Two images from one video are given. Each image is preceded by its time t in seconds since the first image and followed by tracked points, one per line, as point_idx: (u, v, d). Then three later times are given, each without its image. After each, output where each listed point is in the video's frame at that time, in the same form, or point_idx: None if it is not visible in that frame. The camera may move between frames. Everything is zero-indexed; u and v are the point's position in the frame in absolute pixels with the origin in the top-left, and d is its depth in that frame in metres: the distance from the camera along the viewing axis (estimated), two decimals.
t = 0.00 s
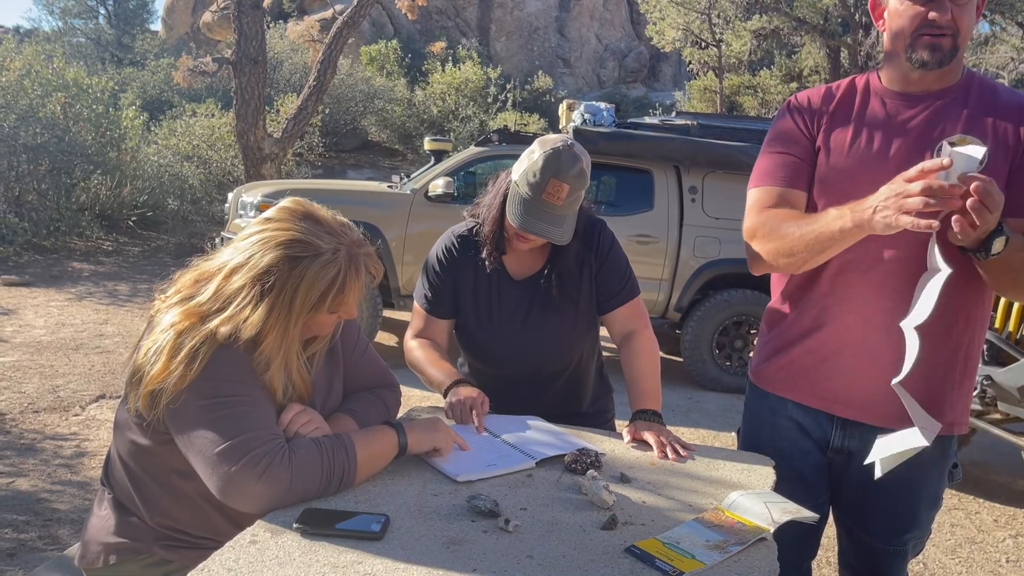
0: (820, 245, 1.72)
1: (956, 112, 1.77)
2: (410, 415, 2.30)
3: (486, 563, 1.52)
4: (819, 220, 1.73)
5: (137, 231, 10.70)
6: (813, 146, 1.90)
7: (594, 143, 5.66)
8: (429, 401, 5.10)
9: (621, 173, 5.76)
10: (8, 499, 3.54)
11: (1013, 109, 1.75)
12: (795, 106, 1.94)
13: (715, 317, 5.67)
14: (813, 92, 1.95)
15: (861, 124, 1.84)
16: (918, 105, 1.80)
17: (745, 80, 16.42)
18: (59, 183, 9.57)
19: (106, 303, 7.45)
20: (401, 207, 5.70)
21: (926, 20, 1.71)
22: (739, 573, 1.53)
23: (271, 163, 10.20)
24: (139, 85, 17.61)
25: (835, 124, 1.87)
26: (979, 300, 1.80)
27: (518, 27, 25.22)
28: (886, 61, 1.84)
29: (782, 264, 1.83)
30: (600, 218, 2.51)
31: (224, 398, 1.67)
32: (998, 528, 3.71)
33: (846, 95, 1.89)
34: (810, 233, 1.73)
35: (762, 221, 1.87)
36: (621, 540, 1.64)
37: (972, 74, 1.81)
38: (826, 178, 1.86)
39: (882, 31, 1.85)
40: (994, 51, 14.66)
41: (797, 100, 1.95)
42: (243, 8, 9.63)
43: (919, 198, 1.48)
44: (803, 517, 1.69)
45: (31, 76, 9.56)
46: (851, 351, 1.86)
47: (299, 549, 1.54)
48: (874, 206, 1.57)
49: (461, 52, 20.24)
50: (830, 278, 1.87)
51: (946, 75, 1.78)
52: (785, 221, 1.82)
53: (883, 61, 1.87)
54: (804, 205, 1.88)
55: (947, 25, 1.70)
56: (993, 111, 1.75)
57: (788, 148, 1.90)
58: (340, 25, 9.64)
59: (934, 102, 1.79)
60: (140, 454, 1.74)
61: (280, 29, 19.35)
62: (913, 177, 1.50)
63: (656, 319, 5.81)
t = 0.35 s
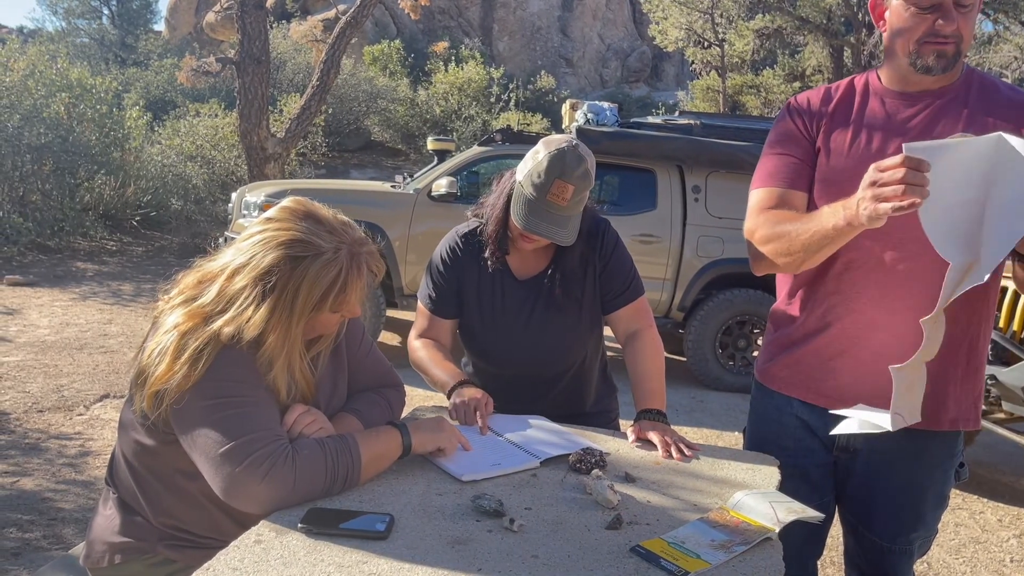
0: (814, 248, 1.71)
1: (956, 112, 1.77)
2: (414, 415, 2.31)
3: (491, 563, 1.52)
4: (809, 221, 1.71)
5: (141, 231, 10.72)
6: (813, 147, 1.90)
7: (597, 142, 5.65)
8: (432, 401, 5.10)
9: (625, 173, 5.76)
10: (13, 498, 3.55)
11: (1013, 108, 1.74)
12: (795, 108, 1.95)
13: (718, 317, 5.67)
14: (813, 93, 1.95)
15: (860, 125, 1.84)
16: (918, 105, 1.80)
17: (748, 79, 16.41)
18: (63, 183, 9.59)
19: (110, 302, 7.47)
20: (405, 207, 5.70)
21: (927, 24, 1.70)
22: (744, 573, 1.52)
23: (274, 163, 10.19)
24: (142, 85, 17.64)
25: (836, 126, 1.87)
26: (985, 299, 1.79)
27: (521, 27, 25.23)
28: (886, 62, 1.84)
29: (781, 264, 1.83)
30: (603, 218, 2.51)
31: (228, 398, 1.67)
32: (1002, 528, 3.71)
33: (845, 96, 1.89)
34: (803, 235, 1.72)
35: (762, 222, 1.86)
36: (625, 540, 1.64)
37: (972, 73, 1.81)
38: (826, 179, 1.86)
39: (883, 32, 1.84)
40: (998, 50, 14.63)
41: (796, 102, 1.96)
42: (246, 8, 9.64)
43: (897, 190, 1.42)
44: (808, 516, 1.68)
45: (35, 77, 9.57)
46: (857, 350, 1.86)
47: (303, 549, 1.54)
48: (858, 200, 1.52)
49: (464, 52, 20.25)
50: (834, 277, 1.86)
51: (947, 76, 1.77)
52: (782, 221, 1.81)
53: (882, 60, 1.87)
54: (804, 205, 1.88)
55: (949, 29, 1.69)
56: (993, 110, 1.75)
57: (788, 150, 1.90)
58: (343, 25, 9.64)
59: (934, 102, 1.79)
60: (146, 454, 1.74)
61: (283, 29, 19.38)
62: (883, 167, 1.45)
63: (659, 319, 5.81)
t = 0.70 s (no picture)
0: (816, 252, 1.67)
1: (958, 115, 1.77)
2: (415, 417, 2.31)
3: (490, 564, 1.52)
4: (810, 216, 1.67)
5: (141, 232, 10.71)
6: (819, 149, 1.89)
7: (597, 143, 5.65)
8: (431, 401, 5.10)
9: (625, 173, 5.76)
10: (12, 499, 3.54)
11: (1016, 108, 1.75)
12: (798, 111, 1.94)
13: (718, 318, 5.66)
14: (815, 96, 1.94)
15: (866, 129, 1.83)
16: (921, 107, 1.80)
17: (748, 80, 16.41)
18: (63, 184, 9.59)
19: (110, 303, 7.47)
20: (404, 208, 5.70)
21: (931, 29, 1.67)
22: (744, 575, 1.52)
23: (274, 164, 10.18)
24: (142, 86, 17.65)
25: (840, 129, 1.87)
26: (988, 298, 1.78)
27: (521, 28, 25.25)
28: (887, 64, 1.82)
29: (780, 262, 1.78)
30: (602, 218, 2.51)
31: (224, 403, 1.67)
32: (1002, 530, 3.70)
33: (848, 99, 1.88)
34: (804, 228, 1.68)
35: (763, 222, 1.84)
36: (623, 542, 1.63)
37: (972, 74, 1.80)
38: (832, 182, 1.85)
39: (883, 33, 1.82)
40: (997, 51, 14.62)
41: (799, 105, 1.95)
42: (246, 9, 9.63)
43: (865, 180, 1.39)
44: (808, 518, 1.68)
45: (35, 77, 9.57)
46: (863, 351, 1.86)
47: (302, 550, 1.54)
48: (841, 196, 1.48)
49: (464, 53, 20.27)
50: (839, 278, 1.85)
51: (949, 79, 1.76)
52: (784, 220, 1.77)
53: (883, 61, 1.86)
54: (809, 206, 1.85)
55: (952, 34, 1.67)
56: (996, 112, 1.75)
57: (793, 152, 1.89)
58: (343, 26, 9.64)
59: (938, 105, 1.79)
60: (144, 455, 1.74)
61: (283, 31, 19.38)
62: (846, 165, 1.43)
63: (659, 319, 5.81)
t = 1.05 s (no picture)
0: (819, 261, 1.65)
1: (962, 120, 1.79)
2: (410, 420, 2.31)
3: (486, 568, 1.52)
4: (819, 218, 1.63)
5: (137, 234, 10.69)
6: (826, 154, 1.88)
7: (594, 146, 5.66)
8: (428, 404, 5.10)
9: (622, 176, 5.77)
10: (8, 502, 3.54)
11: (1018, 113, 1.77)
12: (802, 116, 1.94)
13: (715, 321, 5.67)
14: (819, 102, 1.94)
15: (873, 135, 1.83)
16: (927, 113, 1.80)
17: (744, 83, 16.42)
18: (60, 186, 9.57)
19: (106, 305, 7.45)
20: (401, 210, 5.70)
21: (935, 35, 1.69)
22: None
23: (271, 166, 10.18)
24: (140, 88, 17.64)
25: (846, 135, 1.87)
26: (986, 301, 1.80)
27: (519, 30, 25.29)
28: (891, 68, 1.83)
29: (785, 266, 1.73)
30: (600, 223, 2.51)
31: (222, 413, 1.67)
32: (998, 532, 3.71)
33: (853, 105, 1.89)
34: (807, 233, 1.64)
35: (773, 223, 1.79)
36: (618, 546, 1.64)
37: (974, 81, 1.82)
38: (838, 188, 1.85)
39: (886, 39, 1.83)
40: (993, 55, 14.65)
41: (803, 110, 1.95)
42: (243, 11, 9.63)
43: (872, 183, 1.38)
44: (804, 521, 1.68)
45: (32, 79, 9.56)
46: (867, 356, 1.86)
47: (298, 554, 1.54)
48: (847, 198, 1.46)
49: (461, 56, 20.29)
50: (840, 282, 1.85)
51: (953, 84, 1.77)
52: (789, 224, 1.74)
53: (887, 68, 1.87)
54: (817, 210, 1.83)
55: (956, 39, 1.68)
56: (1000, 118, 1.77)
57: (800, 156, 1.87)
58: (340, 28, 9.64)
59: (943, 111, 1.80)
60: (138, 460, 1.74)
61: (281, 33, 19.39)
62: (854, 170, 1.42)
63: (656, 322, 5.81)
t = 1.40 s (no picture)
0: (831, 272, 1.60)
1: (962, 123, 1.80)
2: (404, 423, 2.32)
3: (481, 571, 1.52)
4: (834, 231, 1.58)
5: (132, 236, 10.67)
6: (829, 160, 1.88)
7: (589, 149, 5.67)
8: (423, 407, 5.10)
9: (616, 179, 5.78)
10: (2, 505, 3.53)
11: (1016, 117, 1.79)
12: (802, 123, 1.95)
13: (710, 323, 5.68)
14: (819, 109, 1.95)
15: (875, 140, 1.84)
16: (927, 118, 1.82)
17: (739, 87, 16.46)
18: (54, 188, 9.55)
19: (100, 308, 7.44)
20: (396, 213, 5.71)
21: (929, 40, 1.70)
22: None
23: (265, 169, 10.17)
24: (134, 90, 17.62)
25: (848, 141, 1.87)
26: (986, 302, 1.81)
27: (514, 33, 25.33)
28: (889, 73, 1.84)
29: (797, 279, 1.70)
30: (594, 226, 2.52)
31: (218, 417, 1.68)
32: (990, 535, 3.72)
33: (853, 111, 1.90)
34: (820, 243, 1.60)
35: (783, 234, 1.76)
36: (612, 548, 1.64)
37: (971, 86, 1.84)
38: (842, 194, 1.85)
39: (882, 46, 1.84)
40: (987, 59, 14.70)
41: (803, 118, 1.96)
42: (238, 14, 9.64)
43: (871, 214, 1.30)
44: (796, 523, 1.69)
45: (26, 81, 9.55)
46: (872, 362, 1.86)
47: (293, 557, 1.54)
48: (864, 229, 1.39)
49: (457, 58, 20.31)
50: (845, 288, 1.85)
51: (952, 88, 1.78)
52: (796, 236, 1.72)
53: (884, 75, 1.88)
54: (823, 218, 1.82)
55: (949, 43, 1.69)
56: (999, 122, 1.79)
57: (802, 164, 1.87)
58: (335, 31, 9.65)
59: (942, 116, 1.81)
60: (132, 463, 1.74)
61: (276, 36, 19.38)
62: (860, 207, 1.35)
63: (650, 325, 5.82)
